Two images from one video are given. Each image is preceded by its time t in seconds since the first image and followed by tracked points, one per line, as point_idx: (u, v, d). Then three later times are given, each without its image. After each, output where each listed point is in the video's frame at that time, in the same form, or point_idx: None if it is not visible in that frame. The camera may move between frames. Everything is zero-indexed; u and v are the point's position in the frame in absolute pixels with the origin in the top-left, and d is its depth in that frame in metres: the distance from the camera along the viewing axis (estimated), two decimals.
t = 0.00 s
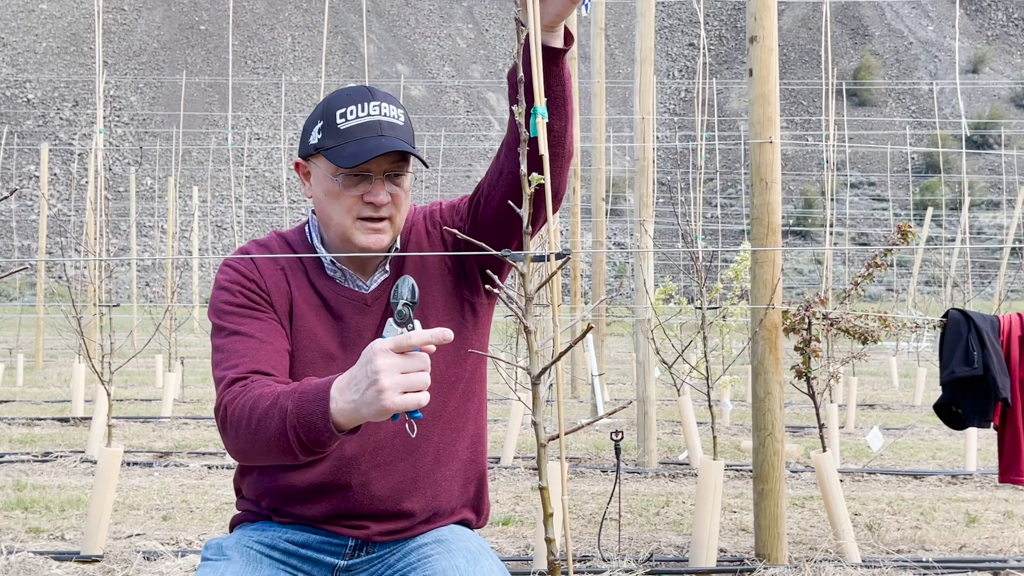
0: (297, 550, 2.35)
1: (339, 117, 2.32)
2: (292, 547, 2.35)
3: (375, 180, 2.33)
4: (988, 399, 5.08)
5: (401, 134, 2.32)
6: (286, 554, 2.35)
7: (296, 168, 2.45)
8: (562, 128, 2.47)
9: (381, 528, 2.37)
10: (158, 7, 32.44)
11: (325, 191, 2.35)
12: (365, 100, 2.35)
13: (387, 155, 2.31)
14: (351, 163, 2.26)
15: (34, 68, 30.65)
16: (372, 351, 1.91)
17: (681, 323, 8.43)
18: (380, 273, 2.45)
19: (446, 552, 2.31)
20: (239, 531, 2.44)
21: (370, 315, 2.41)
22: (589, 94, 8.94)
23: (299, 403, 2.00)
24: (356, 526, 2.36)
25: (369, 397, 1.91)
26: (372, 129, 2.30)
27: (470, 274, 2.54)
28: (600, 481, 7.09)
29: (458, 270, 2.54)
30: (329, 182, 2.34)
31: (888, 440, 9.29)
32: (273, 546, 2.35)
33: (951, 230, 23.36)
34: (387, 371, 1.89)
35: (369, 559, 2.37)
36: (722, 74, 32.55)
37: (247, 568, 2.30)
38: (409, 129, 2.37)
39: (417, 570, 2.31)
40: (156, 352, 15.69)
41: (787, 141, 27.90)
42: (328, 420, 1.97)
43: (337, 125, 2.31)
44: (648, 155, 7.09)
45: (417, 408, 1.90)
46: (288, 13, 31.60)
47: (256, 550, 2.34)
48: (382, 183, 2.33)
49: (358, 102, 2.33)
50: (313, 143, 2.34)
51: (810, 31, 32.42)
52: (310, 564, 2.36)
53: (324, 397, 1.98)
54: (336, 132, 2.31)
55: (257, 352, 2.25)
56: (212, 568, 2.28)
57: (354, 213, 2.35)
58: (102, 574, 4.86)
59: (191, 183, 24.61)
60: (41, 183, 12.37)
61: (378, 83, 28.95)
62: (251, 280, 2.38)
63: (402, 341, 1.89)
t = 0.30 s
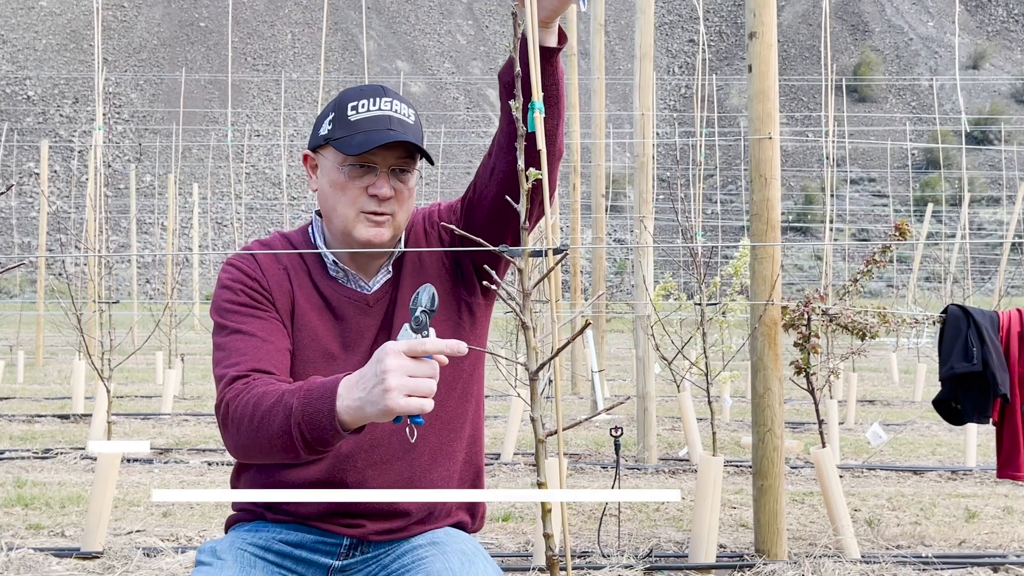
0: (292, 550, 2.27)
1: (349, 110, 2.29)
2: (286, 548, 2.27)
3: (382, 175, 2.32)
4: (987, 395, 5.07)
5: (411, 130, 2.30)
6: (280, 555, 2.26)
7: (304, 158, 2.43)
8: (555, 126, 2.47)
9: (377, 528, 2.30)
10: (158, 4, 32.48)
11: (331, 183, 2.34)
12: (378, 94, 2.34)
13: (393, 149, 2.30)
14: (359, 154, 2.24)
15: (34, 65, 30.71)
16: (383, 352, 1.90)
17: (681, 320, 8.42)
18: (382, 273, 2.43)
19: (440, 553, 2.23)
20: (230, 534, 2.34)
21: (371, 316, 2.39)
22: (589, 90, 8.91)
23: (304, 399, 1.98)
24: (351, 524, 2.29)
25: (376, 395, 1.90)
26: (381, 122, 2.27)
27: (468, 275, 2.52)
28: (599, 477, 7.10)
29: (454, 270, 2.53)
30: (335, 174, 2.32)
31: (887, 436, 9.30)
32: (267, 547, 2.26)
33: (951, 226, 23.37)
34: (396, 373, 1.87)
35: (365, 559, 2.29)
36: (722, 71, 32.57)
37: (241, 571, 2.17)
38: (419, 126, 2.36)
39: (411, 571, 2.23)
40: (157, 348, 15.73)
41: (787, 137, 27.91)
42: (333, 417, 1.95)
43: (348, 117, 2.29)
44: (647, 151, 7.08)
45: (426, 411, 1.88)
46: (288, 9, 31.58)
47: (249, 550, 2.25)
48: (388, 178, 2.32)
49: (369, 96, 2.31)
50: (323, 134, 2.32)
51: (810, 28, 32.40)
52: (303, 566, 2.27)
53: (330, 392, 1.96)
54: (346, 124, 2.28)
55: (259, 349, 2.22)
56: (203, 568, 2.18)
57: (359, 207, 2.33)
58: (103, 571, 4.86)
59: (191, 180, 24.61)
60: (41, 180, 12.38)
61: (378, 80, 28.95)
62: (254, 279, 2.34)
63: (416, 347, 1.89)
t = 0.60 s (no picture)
0: (291, 548, 2.25)
1: (342, 109, 2.28)
2: (286, 546, 2.25)
3: (375, 172, 2.30)
4: (987, 393, 5.06)
5: (404, 129, 2.29)
6: (279, 552, 2.24)
7: (301, 160, 2.43)
8: (552, 126, 2.47)
9: (375, 528, 2.28)
10: (158, 2, 32.48)
11: (325, 184, 2.33)
12: (371, 93, 2.32)
13: (387, 148, 2.29)
14: (350, 152, 2.24)
15: (34, 63, 30.71)
16: (377, 315, 1.84)
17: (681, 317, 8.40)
18: (379, 273, 2.43)
19: (435, 553, 2.20)
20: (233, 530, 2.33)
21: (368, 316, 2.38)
22: (589, 87, 8.86)
23: (293, 366, 1.92)
24: (350, 523, 2.27)
25: (359, 350, 1.82)
26: (374, 121, 2.26)
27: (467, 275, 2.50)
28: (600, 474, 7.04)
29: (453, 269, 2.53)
30: (329, 173, 2.31)
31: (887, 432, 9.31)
32: (266, 545, 2.24)
33: (951, 222, 23.38)
34: (381, 328, 1.79)
35: (363, 559, 2.26)
36: (723, 67, 32.59)
37: (240, 569, 2.16)
38: (413, 125, 2.34)
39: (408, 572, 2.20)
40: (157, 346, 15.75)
41: (787, 134, 27.92)
42: (320, 378, 1.88)
43: (340, 117, 2.28)
44: (647, 149, 7.06)
45: (403, 366, 1.77)
46: (288, 7, 31.53)
47: (249, 548, 2.23)
48: (382, 176, 2.30)
49: (363, 96, 2.30)
50: (317, 135, 2.32)
51: (811, 24, 32.36)
52: (301, 564, 2.26)
53: (319, 356, 1.90)
54: (339, 123, 2.27)
55: (255, 334, 2.21)
56: (202, 564, 2.16)
57: (353, 208, 2.32)
58: (103, 570, 4.86)
59: (191, 178, 24.61)
60: (41, 177, 12.35)
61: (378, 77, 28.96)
62: (253, 272, 2.33)
63: (410, 304, 1.83)
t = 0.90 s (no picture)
0: (293, 545, 2.24)
1: (342, 105, 2.28)
2: (287, 543, 2.24)
3: (373, 167, 2.30)
4: (987, 390, 5.06)
5: (403, 125, 2.28)
6: (280, 549, 2.24)
7: (302, 158, 2.43)
8: (550, 122, 2.47)
9: (376, 526, 2.27)
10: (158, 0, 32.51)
11: (324, 180, 2.33)
12: (368, 89, 2.32)
13: (386, 144, 2.29)
14: (347, 146, 2.24)
15: (35, 62, 30.73)
16: (373, 295, 1.85)
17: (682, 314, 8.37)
18: (378, 271, 2.43)
19: (434, 552, 2.17)
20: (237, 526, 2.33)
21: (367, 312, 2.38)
22: (589, 85, 8.83)
23: (287, 344, 1.91)
24: (351, 519, 2.27)
25: (351, 324, 1.81)
26: (372, 117, 2.25)
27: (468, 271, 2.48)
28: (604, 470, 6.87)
29: (453, 266, 2.51)
30: (329, 169, 2.31)
31: (888, 430, 9.30)
32: (268, 542, 2.23)
33: (951, 220, 23.38)
34: (375, 303, 1.80)
35: (364, 556, 2.25)
36: (723, 65, 32.59)
37: (241, 565, 2.15)
38: (412, 120, 2.33)
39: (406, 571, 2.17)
40: (157, 345, 15.78)
41: (788, 132, 27.91)
42: (315, 354, 1.87)
43: (339, 113, 2.28)
44: (647, 147, 7.05)
45: (392, 339, 1.76)
46: (288, 5, 31.51)
47: (251, 544, 2.22)
48: (380, 171, 2.30)
49: (361, 92, 2.30)
50: (317, 132, 2.32)
51: (811, 21, 32.32)
52: (303, 561, 2.25)
53: (315, 333, 1.89)
54: (337, 120, 2.28)
55: (253, 321, 2.19)
56: (201, 561, 2.17)
57: (350, 201, 2.31)
58: (103, 568, 4.86)
59: (192, 176, 24.62)
60: (41, 176, 12.33)
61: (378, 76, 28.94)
62: (256, 266, 2.33)
63: (414, 287, 1.86)
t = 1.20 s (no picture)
0: (293, 542, 2.24)
1: (340, 106, 2.28)
2: (287, 541, 2.24)
3: (372, 167, 2.30)
4: (988, 388, 5.06)
5: (402, 124, 2.27)
6: (280, 548, 2.23)
7: (302, 159, 2.42)
8: (550, 122, 2.46)
9: (375, 526, 2.25)
10: None
11: (322, 180, 2.32)
12: (367, 88, 2.31)
13: (384, 143, 2.28)
14: (345, 145, 2.23)
15: (35, 61, 30.74)
16: (372, 296, 1.84)
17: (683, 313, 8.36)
18: (381, 269, 2.42)
19: (433, 553, 2.15)
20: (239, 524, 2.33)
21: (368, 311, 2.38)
22: (590, 83, 8.81)
23: (285, 342, 1.91)
24: (351, 517, 2.26)
25: (349, 322, 1.81)
26: (371, 116, 2.25)
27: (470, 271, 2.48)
28: (602, 470, 7.01)
29: (455, 266, 2.50)
30: (328, 169, 2.31)
31: (888, 428, 9.29)
32: (267, 540, 2.23)
33: (952, 218, 23.37)
34: (374, 303, 1.79)
35: (364, 555, 2.23)
36: (723, 63, 32.58)
37: (240, 561, 2.15)
38: (411, 120, 2.32)
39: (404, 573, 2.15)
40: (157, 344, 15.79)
41: (788, 130, 27.90)
42: (312, 352, 1.86)
43: (337, 113, 2.28)
44: (647, 145, 7.05)
45: (389, 340, 1.75)
46: (288, 4, 31.51)
47: (251, 542, 2.22)
48: (378, 171, 2.29)
49: (359, 92, 2.29)
50: (316, 133, 2.31)
51: (812, 19, 32.30)
52: (304, 559, 2.24)
53: (314, 331, 1.89)
54: (336, 119, 2.27)
55: (253, 320, 2.19)
56: (201, 558, 2.17)
57: (349, 201, 2.31)
58: (104, 567, 4.85)
59: (192, 175, 24.63)
60: (42, 175, 12.32)
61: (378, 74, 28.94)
62: (257, 266, 2.33)
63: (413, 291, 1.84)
